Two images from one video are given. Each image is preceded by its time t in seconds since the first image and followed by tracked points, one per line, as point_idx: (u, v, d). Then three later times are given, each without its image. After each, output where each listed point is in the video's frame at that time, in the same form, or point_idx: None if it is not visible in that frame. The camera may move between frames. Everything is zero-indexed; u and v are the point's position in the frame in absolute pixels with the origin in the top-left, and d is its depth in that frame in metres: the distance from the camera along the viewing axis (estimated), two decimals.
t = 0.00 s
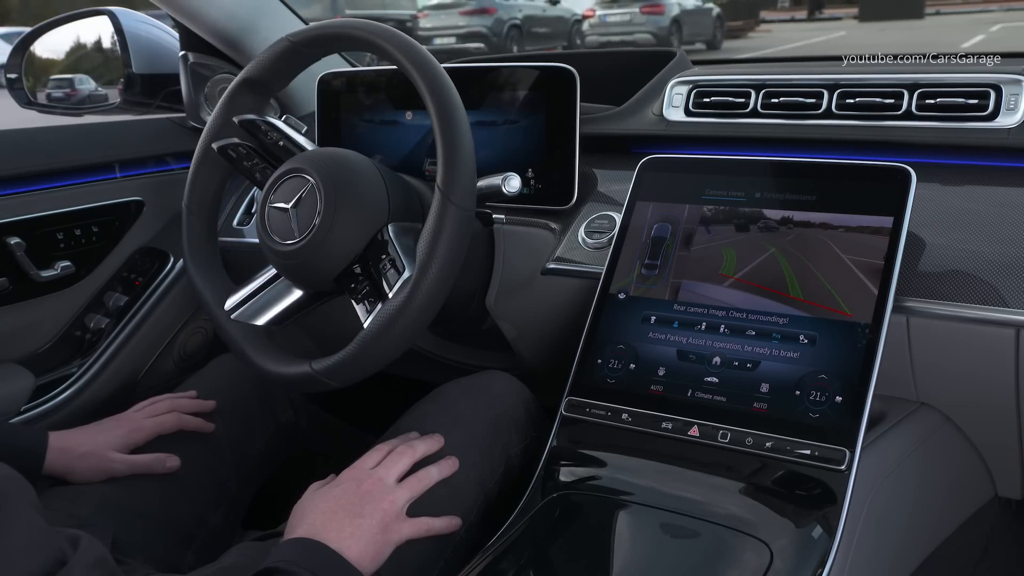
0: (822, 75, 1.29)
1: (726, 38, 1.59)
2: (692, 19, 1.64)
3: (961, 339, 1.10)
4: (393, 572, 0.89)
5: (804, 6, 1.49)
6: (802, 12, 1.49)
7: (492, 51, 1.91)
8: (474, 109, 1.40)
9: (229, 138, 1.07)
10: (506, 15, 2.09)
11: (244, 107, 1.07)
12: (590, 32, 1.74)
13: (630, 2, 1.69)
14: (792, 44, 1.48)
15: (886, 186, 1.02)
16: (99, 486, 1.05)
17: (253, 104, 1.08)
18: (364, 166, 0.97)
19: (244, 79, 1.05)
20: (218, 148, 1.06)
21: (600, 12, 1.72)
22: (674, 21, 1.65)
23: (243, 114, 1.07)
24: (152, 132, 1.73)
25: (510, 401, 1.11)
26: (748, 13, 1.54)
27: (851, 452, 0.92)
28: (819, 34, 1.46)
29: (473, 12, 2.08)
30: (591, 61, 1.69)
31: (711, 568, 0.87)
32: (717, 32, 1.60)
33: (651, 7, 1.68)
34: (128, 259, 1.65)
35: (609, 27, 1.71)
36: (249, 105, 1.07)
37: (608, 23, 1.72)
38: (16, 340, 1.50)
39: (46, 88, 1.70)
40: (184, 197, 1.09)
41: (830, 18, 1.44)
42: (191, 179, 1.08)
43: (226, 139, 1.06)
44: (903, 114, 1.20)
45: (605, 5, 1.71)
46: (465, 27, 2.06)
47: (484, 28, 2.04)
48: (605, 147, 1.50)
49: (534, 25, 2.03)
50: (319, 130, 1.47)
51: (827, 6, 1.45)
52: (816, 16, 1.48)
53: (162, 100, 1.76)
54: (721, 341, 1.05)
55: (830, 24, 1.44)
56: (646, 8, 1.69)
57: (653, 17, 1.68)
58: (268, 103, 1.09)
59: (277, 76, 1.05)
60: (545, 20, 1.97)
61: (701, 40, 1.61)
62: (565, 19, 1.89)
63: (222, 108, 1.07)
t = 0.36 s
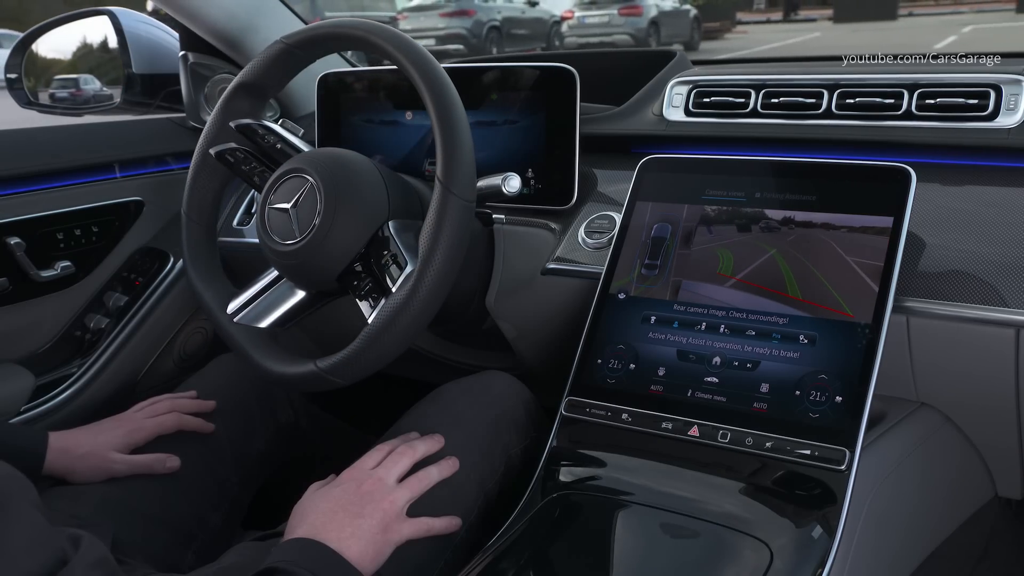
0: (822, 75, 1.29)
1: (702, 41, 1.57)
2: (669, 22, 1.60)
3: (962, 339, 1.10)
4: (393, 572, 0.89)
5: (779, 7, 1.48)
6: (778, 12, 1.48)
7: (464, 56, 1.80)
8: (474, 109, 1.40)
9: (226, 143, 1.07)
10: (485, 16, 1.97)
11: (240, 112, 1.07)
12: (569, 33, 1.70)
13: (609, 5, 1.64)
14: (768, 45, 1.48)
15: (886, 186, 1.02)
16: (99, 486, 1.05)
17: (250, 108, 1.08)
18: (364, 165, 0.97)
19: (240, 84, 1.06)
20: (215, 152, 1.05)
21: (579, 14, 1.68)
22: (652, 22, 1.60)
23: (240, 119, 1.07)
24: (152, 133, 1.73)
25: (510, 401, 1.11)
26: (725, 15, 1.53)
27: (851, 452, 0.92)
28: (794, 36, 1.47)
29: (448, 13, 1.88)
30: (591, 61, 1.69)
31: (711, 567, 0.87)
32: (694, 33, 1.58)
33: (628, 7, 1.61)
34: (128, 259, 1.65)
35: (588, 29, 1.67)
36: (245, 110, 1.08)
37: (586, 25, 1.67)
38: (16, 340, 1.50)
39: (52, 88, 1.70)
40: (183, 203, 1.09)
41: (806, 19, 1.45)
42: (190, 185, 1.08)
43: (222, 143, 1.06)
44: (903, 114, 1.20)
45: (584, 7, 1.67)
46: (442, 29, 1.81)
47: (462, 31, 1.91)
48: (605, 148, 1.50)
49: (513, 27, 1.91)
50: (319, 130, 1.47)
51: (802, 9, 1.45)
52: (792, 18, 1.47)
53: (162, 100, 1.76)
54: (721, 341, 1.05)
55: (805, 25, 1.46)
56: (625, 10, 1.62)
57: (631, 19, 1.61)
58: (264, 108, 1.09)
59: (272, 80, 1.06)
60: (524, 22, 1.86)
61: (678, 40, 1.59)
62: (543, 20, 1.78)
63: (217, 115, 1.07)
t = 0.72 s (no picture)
0: (822, 75, 1.29)
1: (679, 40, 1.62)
2: (646, 22, 1.68)
3: (962, 339, 1.10)
4: (393, 572, 0.89)
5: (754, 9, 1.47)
6: (753, 14, 1.47)
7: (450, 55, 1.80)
8: (474, 110, 1.40)
9: (226, 144, 1.07)
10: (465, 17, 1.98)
11: (239, 113, 1.07)
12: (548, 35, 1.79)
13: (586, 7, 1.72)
14: (744, 46, 1.51)
15: (886, 186, 1.02)
16: (99, 486, 1.05)
17: (249, 109, 1.08)
18: (364, 165, 0.97)
19: (239, 85, 1.06)
20: (215, 154, 1.06)
21: (557, 16, 1.78)
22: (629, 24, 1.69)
23: (239, 119, 1.07)
24: (152, 133, 1.73)
25: (510, 401, 1.11)
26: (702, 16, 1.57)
27: (851, 452, 0.92)
28: (770, 36, 1.50)
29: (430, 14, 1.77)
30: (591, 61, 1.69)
31: (711, 567, 0.87)
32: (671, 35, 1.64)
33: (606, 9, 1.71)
34: (128, 259, 1.65)
35: (568, 30, 1.76)
36: (245, 110, 1.08)
37: (564, 26, 1.77)
38: (16, 340, 1.50)
39: (58, 88, 1.69)
40: (184, 204, 1.10)
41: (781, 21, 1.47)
42: (190, 186, 1.09)
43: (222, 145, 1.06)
44: (903, 114, 1.20)
45: (562, 8, 1.77)
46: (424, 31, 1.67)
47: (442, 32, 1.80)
48: (605, 147, 1.50)
49: (492, 29, 2.01)
50: (319, 130, 1.47)
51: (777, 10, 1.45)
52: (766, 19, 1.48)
53: (162, 100, 1.76)
54: (721, 341, 1.06)
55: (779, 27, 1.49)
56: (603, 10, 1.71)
57: (610, 20, 1.70)
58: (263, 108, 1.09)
59: (272, 80, 1.05)
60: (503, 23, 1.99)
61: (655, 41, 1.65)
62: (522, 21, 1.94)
63: (217, 116, 1.07)
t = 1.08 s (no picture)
0: (822, 75, 1.29)
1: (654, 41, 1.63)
2: (620, 23, 1.74)
3: (962, 339, 1.10)
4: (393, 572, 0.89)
5: (728, 11, 1.50)
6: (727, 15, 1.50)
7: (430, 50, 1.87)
8: (474, 110, 1.40)
9: (225, 147, 1.07)
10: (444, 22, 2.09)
11: (238, 115, 1.07)
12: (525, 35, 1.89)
13: (564, 8, 1.85)
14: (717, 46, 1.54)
15: (886, 186, 1.02)
16: (99, 486, 1.05)
17: (247, 111, 1.08)
18: (364, 165, 0.97)
19: (237, 87, 1.06)
20: (214, 157, 1.06)
21: (534, 16, 1.90)
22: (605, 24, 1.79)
23: (238, 122, 1.07)
24: (152, 133, 1.73)
25: (510, 400, 1.11)
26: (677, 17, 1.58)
27: (851, 452, 0.92)
28: (744, 37, 1.52)
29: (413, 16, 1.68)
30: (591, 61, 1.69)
31: (711, 567, 0.87)
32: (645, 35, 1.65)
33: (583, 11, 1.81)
34: (128, 259, 1.65)
35: (543, 30, 1.89)
36: (243, 112, 1.08)
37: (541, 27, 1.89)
38: (16, 340, 1.50)
39: (63, 87, 1.70)
40: (184, 207, 1.10)
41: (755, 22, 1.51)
42: (190, 189, 1.09)
43: (221, 148, 1.07)
44: (903, 115, 1.20)
45: (539, 10, 1.89)
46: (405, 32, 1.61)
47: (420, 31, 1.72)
48: (604, 147, 1.50)
49: (469, 29, 2.15)
50: (319, 130, 1.47)
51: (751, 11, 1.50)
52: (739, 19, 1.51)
53: (162, 100, 1.76)
54: (721, 341, 1.06)
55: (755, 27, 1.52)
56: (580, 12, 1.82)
57: (586, 21, 1.81)
58: (262, 110, 1.09)
59: (269, 81, 1.05)
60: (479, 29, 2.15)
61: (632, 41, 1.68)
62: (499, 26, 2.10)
63: (215, 118, 1.07)
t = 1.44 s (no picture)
0: (822, 75, 1.29)
1: (628, 42, 1.66)
2: (596, 25, 1.81)
3: (962, 339, 1.10)
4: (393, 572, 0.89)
5: (699, 12, 1.54)
6: (699, 17, 1.57)
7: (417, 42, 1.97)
8: (474, 109, 1.40)
9: (224, 148, 1.07)
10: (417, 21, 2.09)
11: (236, 116, 1.07)
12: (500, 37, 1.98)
13: (538, 10, 1.93)
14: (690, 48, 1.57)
15: (886, 186, 1.02)
16: (99, 486, 1.05)
17: (245, 113, 1.08)
18: (364, 164, 0.97)
19: (235, 89, 1.06)
20: (212, 159, 1.06)
21: (509, 18, 1.97)
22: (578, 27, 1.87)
23: (236, 124, 1.07)
24: (152, 132, 1.73)
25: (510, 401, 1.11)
26: (650, 19, 1.62)
27: (851, 452, 0.92)
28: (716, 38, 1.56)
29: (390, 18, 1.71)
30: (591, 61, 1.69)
31: (711, 567, 0.87)
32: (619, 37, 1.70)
33: (558, 13, 1.89)
34: (128, 259, 1.65)
35: (518, 32, 1.97)
36: (241, 114, 1.08)
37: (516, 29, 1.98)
38: (16, 340, 1.50)
39: (69, 87, 1.71)
40: (183, 210, 1.10)
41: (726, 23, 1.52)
42: (189, 190, 1.09)
43: (220, 151, 1.07)
44: (903, 115, 1.20)
45: (514, 11, 1.97)
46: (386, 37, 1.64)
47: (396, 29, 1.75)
48: (604, 147, 1.50)
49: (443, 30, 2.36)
50: (319, 130, 1.47)
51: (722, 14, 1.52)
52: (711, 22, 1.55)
53: (162, 100, 1.76)
54: (721, 341, 1.06)
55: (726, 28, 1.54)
56: (555, 15, 1.91)
57: (560, 21, 1.89)
58: (260, 111, 1.09)
59: (267, 83, 1.05)
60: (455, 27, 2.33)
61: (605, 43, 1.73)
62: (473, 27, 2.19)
63: (213, 121, 1.07)
